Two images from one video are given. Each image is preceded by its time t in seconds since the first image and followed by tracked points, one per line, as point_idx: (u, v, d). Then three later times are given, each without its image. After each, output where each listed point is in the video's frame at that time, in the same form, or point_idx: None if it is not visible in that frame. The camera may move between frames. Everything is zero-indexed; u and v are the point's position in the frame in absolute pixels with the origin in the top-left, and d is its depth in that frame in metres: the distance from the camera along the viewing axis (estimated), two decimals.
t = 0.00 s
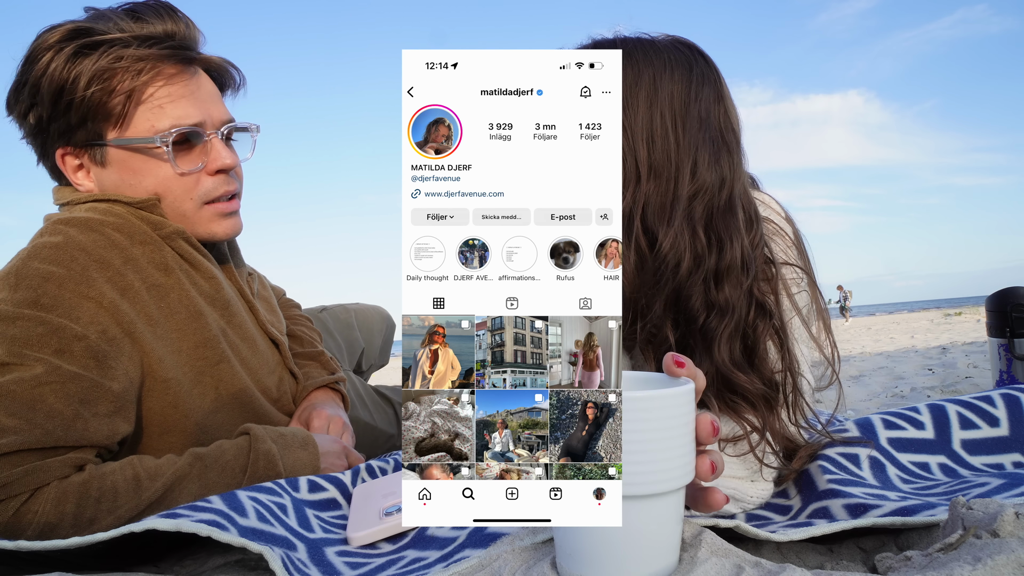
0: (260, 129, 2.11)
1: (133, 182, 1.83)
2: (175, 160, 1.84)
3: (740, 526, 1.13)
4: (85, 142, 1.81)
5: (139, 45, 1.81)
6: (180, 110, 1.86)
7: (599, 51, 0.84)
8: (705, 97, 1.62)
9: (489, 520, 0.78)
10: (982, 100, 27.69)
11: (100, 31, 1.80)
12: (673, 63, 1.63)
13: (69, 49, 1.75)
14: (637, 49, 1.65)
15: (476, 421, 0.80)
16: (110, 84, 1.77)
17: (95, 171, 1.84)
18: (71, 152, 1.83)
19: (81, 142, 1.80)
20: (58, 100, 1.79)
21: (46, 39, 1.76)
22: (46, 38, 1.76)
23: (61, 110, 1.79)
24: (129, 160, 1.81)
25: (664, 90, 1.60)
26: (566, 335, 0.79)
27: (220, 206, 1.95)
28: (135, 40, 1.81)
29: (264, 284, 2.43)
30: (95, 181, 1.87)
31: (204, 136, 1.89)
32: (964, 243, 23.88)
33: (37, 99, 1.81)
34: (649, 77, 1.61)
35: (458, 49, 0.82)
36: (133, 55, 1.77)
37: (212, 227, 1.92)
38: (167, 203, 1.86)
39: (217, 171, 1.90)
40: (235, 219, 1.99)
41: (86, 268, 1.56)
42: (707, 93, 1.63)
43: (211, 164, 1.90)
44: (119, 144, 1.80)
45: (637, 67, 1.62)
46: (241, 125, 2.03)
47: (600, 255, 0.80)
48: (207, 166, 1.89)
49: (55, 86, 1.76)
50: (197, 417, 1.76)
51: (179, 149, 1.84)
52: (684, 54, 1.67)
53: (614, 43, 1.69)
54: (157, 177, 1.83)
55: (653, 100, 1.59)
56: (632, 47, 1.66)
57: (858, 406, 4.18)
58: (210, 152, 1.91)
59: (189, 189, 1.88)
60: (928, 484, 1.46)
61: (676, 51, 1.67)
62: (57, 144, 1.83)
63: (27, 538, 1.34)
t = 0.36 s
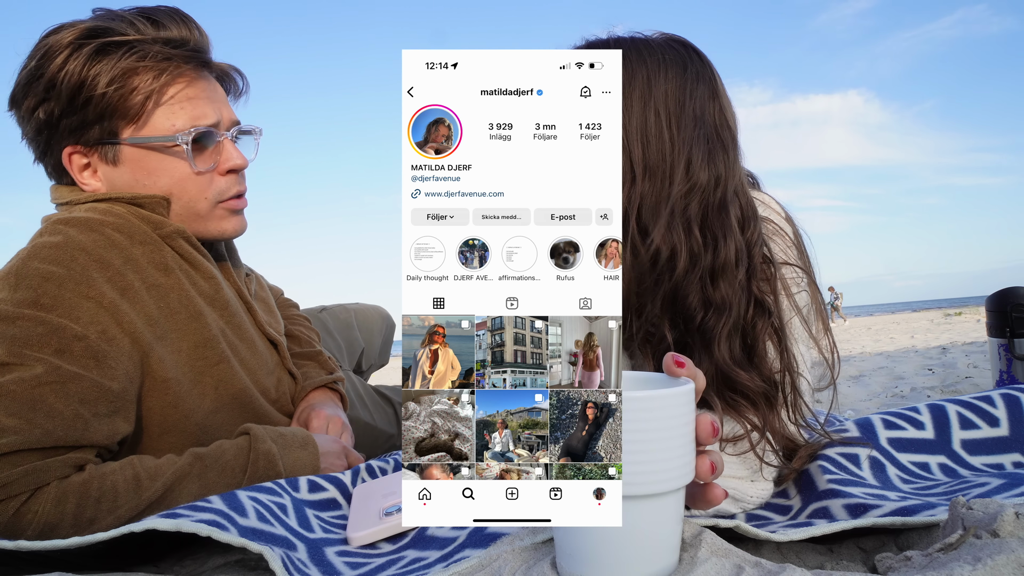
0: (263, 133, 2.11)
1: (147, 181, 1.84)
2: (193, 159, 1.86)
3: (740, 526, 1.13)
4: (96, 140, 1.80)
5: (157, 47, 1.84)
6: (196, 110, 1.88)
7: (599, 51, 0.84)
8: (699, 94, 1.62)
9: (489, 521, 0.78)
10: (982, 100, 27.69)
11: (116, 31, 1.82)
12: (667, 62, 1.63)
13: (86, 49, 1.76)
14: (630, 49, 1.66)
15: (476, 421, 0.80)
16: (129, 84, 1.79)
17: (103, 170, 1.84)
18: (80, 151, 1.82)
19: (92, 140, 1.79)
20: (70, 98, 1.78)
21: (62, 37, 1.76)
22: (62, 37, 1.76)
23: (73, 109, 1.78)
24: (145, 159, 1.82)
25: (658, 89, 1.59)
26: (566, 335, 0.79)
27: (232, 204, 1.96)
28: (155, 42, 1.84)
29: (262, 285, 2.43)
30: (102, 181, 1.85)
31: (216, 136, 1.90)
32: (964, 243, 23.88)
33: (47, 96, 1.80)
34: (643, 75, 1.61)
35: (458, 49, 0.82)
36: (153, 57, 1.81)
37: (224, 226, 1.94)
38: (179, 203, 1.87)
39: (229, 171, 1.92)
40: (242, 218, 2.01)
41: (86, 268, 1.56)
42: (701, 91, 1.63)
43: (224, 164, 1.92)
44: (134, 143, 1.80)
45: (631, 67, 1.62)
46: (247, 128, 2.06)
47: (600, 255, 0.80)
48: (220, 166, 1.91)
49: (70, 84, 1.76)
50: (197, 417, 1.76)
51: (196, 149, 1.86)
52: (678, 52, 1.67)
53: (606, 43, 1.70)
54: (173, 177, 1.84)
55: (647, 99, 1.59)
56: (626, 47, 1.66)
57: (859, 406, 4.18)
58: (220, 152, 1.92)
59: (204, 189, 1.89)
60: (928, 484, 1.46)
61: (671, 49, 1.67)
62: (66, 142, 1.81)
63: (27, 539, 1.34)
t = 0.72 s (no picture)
0: (260, 130, 2.11)
1: (142, 182, 1.85)
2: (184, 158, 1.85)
3: (740, 526, 1.13)
4: (91, 143, 1.81)
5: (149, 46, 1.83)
6: (189, 108, 1.88)
7: (599, 51, 0.84)
8: (691, 89, 1.60)
9: (489, 521, 0.78)
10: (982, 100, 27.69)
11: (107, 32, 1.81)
12: (661, 59, 1.62)
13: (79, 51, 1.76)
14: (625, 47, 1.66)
15: (476, 421, 0.80)
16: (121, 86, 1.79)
17: (99, 172, 1.84)
18: (76, 154, 1.83)
19: (87, 143, 1.81)
20: (64, 101, 1.78)
21: (53, 40, 1.76)
22: (51, 40, 1.76)
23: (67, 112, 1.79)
24: (138, 159, 1.83)
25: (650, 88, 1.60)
26: (566, 335, 0.79)
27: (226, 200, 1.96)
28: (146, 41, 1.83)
29: (260, 286, 2.43)
30: (98, 182, 1.86)
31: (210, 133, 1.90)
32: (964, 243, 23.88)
33: (41, 100, 1.80)
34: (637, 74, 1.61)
35: (458, 49, 0.82)
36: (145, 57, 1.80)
37: (217, 220, 1.94)
38: (173, 202, 1.87)
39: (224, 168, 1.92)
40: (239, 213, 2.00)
41: (86, 267, 1.56)
42: (697, 88, 1.62)
43: (218, 162, 1.91)
44: (128, 144, 1.81)
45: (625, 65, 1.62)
46: (241, 127, 2.03)
47: (600, 255, 0.80)
48: (214, 165, 1.90)
49: (62, 87, 1.76)
50: (196, 417, 1.76)
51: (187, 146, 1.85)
52: (674, 48, 1.66)
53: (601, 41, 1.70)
54: (166, 176, 1.84)
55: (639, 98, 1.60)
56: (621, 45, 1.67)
57: (859, 406, 4.18)
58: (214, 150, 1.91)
59: (196, 185, 1.89)
60: (928, 484, 1.47)
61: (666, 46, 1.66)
62: (61, 144, 1.82)
63: (27, 539, 1.34)
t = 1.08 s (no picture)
0: (259, 134, 2.11)
1: (130, 181, 1.84)
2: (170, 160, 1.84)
3: (740, 526, 1.13)
4: (83, 140, 1.81)
5: (144, 48, 1.82)
6: (180, 111, 1.88)
7: (599, 51, 0.84)
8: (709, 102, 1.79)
9: (489, 521, 0.78)
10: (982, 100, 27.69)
11: (104, 33, 1.81)
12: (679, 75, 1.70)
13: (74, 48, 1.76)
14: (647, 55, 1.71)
15: (476, 421, 0.80)
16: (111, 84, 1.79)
17: (95, 170, 1.84)
18: (70, 150, 1.83)
19: (79, 139, 1.81)
20: (55, 97, 1.79)
21: (50, 38, 1.77)
22: (49, 38, 1.77)
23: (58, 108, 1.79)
24: (126, 159, 1.82)
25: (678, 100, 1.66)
26: (566, 335, 0.79)
27: (217, 202, 1.95)
28: (141, 44, 1.82)
29: (259, 285, 2.43)
30: (93, 180, 1.87)
31: (200, 136, 1.89)
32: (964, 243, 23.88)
33: (37, 96, 1.82)
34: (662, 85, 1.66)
35: (458, 49, 0.82)
36: (137, 59, 1.79)
37: (204, 221, 1.93)
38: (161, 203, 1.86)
39: (213, 171, 1.90)
40: (229, 217, 1.99)
41: (81, 266, 1.56)
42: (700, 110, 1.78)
43: (207, 164, 1.90)
44: (117, 143, 1.80)
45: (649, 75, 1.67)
46: (241, 128, 2.05)
47: (600, 255, 0.80)
48: (203, 166, 1.89)
49: (56, 83, 1.77)
50: (194, 415, 1.76)
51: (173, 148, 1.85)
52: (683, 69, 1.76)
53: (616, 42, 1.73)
54: (153, 176, 1.83)
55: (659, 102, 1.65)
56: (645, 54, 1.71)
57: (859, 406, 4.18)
58: (206, 152, 1.91)
59: (184, 186, 1.87)
60: (928, 484, 1.47)
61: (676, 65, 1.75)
62: (57, 140, 1.83)
63: (27, 538, 1.34)
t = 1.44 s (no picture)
0: (241, 121, 2.10)
1: (107, 179, 1.85)
2: (127, 154, 1.81)
3: (740, 526, 1.14)
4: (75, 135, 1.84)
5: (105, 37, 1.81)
6: (141, 99, 1.83)
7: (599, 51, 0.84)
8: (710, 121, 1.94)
9: (489, 521, 0.78)
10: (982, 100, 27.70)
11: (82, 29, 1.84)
12: (694, 99, 1.81)
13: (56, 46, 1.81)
14: (667, 69, 1.78)
15: (476, 421, 0.80)
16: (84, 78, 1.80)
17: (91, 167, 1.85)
18: (65, 149, 1.89)
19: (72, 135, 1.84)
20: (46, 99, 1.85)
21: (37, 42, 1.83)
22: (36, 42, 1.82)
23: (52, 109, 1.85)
24: (97, 155, 1.83)
25: (695, 119, 1.75)
26: (566, 335, 0.79)
27: (184, 197, 1.89)
28: (106, 32, 1.82)
29: (270, 285, 2.43)
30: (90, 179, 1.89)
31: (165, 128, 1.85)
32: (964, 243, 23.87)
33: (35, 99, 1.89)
34: (684, 103, 1.75)
35: (458, 49, 0.82)
36: (98, 45, 1.78)
37: (171, 214, 1.88)
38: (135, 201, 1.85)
39: (176, 163, 1.85)
40: (201, 211, 1.94)
41: (74, 267, 1.56)
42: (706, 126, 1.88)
43: (169, 158, 1.84)
44: (86, 139, 1.81)
45: (673, 92, 1.75)
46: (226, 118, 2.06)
47: (600, 255, 0.80)
48: (165, 161, 1.84)
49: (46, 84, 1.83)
50: (194, 415, 1.76)
51: (131, 142, 1.81)
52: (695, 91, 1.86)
53: (628, 52, 1.77)
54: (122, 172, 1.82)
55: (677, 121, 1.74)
56: (667, 68, 1.77)
57: (859, 406, 4.17)
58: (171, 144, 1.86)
59: (146, 181, 1.84)
60: (928, 484, 1.47)
61: (691, 86, 1.83)
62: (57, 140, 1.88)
63: (26, 537, 1.34)
